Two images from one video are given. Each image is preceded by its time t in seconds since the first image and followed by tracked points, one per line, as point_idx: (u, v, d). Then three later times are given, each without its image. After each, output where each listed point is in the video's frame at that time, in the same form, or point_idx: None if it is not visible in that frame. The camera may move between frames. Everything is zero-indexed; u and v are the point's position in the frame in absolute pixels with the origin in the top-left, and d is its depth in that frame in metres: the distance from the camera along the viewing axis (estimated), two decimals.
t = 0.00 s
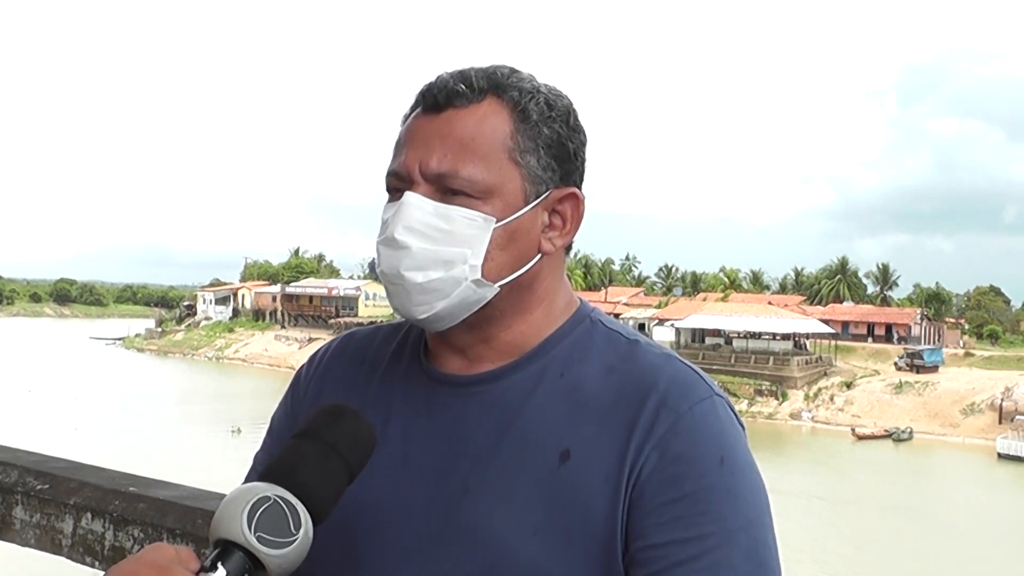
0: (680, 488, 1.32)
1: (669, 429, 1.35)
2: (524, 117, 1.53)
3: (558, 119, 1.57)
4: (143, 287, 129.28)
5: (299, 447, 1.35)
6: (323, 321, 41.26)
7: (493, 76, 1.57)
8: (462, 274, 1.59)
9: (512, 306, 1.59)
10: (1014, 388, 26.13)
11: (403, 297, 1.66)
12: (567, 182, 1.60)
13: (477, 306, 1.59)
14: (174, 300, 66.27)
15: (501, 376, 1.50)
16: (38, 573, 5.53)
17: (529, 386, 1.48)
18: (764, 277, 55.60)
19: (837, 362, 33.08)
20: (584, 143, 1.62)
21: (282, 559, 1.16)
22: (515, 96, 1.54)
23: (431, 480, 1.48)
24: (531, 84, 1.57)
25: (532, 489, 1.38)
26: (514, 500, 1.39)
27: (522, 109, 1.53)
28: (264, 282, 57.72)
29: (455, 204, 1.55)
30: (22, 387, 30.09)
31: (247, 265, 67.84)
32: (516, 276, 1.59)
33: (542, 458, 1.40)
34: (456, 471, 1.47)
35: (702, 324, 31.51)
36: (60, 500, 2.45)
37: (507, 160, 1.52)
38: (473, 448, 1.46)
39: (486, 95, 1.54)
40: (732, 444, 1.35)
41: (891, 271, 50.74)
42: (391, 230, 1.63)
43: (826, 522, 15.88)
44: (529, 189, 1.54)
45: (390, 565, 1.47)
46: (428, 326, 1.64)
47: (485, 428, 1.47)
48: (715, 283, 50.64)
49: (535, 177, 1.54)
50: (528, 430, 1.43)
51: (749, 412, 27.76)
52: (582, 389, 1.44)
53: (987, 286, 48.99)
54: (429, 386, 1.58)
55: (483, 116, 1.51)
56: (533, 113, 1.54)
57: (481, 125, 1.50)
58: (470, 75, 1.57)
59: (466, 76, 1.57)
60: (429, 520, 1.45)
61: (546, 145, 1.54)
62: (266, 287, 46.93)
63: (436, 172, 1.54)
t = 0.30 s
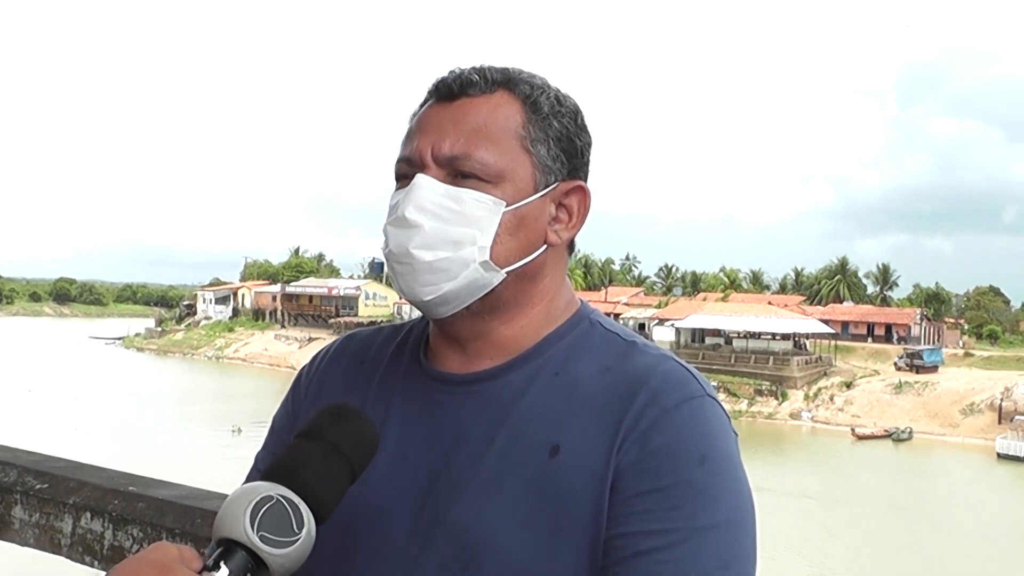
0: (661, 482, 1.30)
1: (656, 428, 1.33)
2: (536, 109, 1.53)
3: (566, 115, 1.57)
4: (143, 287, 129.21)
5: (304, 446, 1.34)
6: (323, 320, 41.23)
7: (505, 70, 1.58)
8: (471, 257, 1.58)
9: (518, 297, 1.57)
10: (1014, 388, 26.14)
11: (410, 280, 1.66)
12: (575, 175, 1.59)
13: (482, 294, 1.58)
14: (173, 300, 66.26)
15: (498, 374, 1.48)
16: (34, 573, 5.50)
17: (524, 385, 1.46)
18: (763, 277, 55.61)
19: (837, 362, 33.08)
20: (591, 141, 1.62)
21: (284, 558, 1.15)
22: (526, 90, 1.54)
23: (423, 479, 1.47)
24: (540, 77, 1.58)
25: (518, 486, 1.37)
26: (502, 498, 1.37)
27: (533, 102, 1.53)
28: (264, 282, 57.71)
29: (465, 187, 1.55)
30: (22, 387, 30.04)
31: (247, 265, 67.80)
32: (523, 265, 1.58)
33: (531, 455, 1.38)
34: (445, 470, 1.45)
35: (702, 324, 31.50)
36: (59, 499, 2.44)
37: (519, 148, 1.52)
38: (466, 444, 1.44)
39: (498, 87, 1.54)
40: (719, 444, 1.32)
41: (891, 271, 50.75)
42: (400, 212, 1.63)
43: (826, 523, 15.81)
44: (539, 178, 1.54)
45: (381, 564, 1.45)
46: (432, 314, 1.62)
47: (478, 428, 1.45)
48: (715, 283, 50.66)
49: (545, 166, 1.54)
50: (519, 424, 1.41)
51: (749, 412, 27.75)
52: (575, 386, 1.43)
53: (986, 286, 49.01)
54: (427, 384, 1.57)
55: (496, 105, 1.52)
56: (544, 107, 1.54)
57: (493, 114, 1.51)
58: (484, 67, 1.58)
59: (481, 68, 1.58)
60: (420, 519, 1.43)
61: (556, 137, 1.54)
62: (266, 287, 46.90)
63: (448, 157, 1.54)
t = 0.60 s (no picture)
0: (635, 475, 1.27)
1: (632, 420, 1.31)
2: (528, 108, 1.53)
3: (559, 116, 1.56)
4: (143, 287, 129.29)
5: (303, 447, 1.35)
6: (323, 321, 41.25)
7: (498, 71, 1.60)
8: (464, 252, 1.59)
9: (514, 294, 1.57)
10: (1014, 387, 26.16)
11: (406, 277, 1.69)
12: (568, 173, 1.58)
13: (475, 291, 1.59)
14: (173, 301, 66.28)
15: (487, 371, 1.49)
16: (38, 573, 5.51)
17: (512, 379, 1.46)
18: (763, 277, 55.64)
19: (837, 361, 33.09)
20: (586, 142, 1.62)
21: (287, 556, 1.16)
22: (518, 91, 1.55)
23: (411, 478, 1.47)
24: (531, 78, 1.58)
25: (496, 480, 1.36)
26: (482, 491, 1.37)
27: (526, 102, 1.54)
28: (264, 282, 57.74)
29: (457, 183, 1.57)
30: (23, 387, 30.08)
31: (247, 266, 67.86)
32: (517, 260, 1.57)
33: (510, 446, 1.37)
34: (432, 466, 1.45)
35: (702, 324, 31.54)
36: (60, 500, 2.44)
37: (509, 145, 1.53)
38: (453, 440, 1.45)
39: (491, 88, 1.56)
40: (696, 437, 1.29)
41: (891, 270, 50.78)
42: (398, 208, 1.67)
43: (826, 522, 15.89)
44: (530, 175, 1.54)
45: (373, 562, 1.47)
46: (430, 312, 1.64)
47: (465, 424, 1.45)
48: (714, 283, 50.68)
49: (536, 164, 1.54)
50: (501, 419, 1.41)
51: (748, 412, 27.78)
52: (560, 381, 1.41)
53: (986, 286, 49.03)
54: (422, 383, 1.57)
55: (488, 104, 1.53)
56: (536, 106, 1.54)
57: (484, 113, 1.52)
58: (477, 71, 1.60)
59: (474, 71, 1.60)
60: (409, 514, 1.44)
61: (548, 136, 1.54)
62: (266, 287, 46.96)
63: (440, 154, 1.57)
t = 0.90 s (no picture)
0: (627, 468, 1.29)
1: (626, 412, 1.33)
2: (521, 107, 1.55)
3: (553, 114, 1.58)
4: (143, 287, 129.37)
5: (304, 441, 1.36)
6: (324, 320, 41.27)
7: (492, 71, 1.62)
8: (459, 251, 1.61)
9: (509, 293, 1.58)
10: (1014, 387, 26.17)
11: (402, 277, 1.71)
12: (561, 171, 1.60)
13: (471, 288, 1.60)
14: (174, 301, 66.30)
15: (485, 366, 1.50)
16: (39, 572, 5.53)
17: (508, 374, 1.47)
18: (764, 277, 55.66)
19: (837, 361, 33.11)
20: (580, 140, 1.63)
21: (288, 550, 1.17)
22: (512, 90, 1.56)
23: (408, 472, 1.49)
24: (524, 77, 1.60)
25: (491, 473, 1.38)
26: (479, 483, 1.38)
27: (519, 101, 1.55)
28: (265, 282, 57.79)
29: (453, 183, 1.58)
30: (24, 387, 30.10)
31: (247, 265, 67.86)
32: (513, 258, 1.59)
33: (505, 439, 1.39)
34: (430, 460, 1.47)
35: (702, 323, 31.56)
36: (62, 498, 2.46)
37: (503, 144, 1.55)
38: (450, 434, 1.46)
39: (485, 88, 1.58)
40: (690, 430, 1.30)
41: (891, 270, 50.79)
42: (392, 210, 1.68)
43: (823, 521, 15.93)
44: (525, 173, 1.56)
45: (373, 556, 1.48)
46: (427, 311, 1.65)
47: (462, 418, 1.47)
48: (715, 283, 50.73)
49: (530, 162, 1.55)
50: (499, 411, 1.43)
51: (749, 412, 27.80)
52: (554, 375, 1.43)
53: (987, 286, 49.07)
54: (419, 380, 1.59)
55: (482, 103, 1.55)
56: (529, 105, 1.55)
57: (477, 113, 1.54)
58: (470, 72, 1.61)
59: (468, 72, 1.61)
60: (407, 508, 1.45)
61: (541, 133, 1.56)
62: (267, 287, 47.00)
63: (434, 154, 1.58)
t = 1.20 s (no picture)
0: (626, 455, 1.29)
1: (627, 407, 1.33)
2: (517, 105, 1.55)
3: (550, 111, 1.58)
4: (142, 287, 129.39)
5: (307, 439, 1.37)
6: (324, 320, 41.27)
7: (487, 69, 1.62)
8: (457, 249, 1.61)
9: (506, 290, 1.59)
10: (1014, 387, 26.16)
11: (399, 275, 1.71)
12: (559, 168, 1.60)
13: (470, 286, 1.61)
14: (174, 300, 66.24)
15: (483, 364, 1.51)
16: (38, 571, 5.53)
17: (507, 373, 1.48)
18: (764, 276, 55.66)
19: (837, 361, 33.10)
20: (576, 138, 1.64)
21: (288, 550, 1.18)
22: (507, 89, 1.57)
23: (410, 465, 1.50)
24: (522, 75, 1.60)
25: (491, 470, 1.38)
26: (480, 480, 1.39)
27: (515, 99, 1.55)
28: (265, 281, 57.79)
29: (451, 181, 1.59)
30: (25, 387, 30.08)
31: (247, 264, 67.86)
32: (511, 256, 1.60)
33: (506, 437, 1.40)
34: (431, 457, 1.47)
35: (702, 323, 31.55)
36: (63, 497, 2.46)
37: (501, 143, 1.55)
38: (450, 431, 1.47)
39: (481, 87, 1.58)
40: (688, 423, 1.31)
41: (891, 269, 50.81)
42: (390, 208, 1.68)
43: (825, 522, 15.85)
44: (523, 171, 1.56)
45: (375, 555, 1.49)
46: (425, 309, 1.66)
47: (462, 417, 1.48)
48: (715, 282, 50.75)
49: (528, 160, 1.56)
50: (499, 407, 1.44)
51: (749, 411, 27.80)
52: (557, 369, 1.44)
53: (987, 286, 49.10)
54: (418, 378, 1.59)
55: (478, 103, 1.55)
56: (526, 103, 1.56)
57: (474, 111, 1.55)
58: (466, 72, 1.62)
59: (463, 71, 1.62)
60: (409, 504, 1.46)
61: (538, 131, 1.56)
62: (267, 286, 47.01)
63: (432, 153, 1.59)
